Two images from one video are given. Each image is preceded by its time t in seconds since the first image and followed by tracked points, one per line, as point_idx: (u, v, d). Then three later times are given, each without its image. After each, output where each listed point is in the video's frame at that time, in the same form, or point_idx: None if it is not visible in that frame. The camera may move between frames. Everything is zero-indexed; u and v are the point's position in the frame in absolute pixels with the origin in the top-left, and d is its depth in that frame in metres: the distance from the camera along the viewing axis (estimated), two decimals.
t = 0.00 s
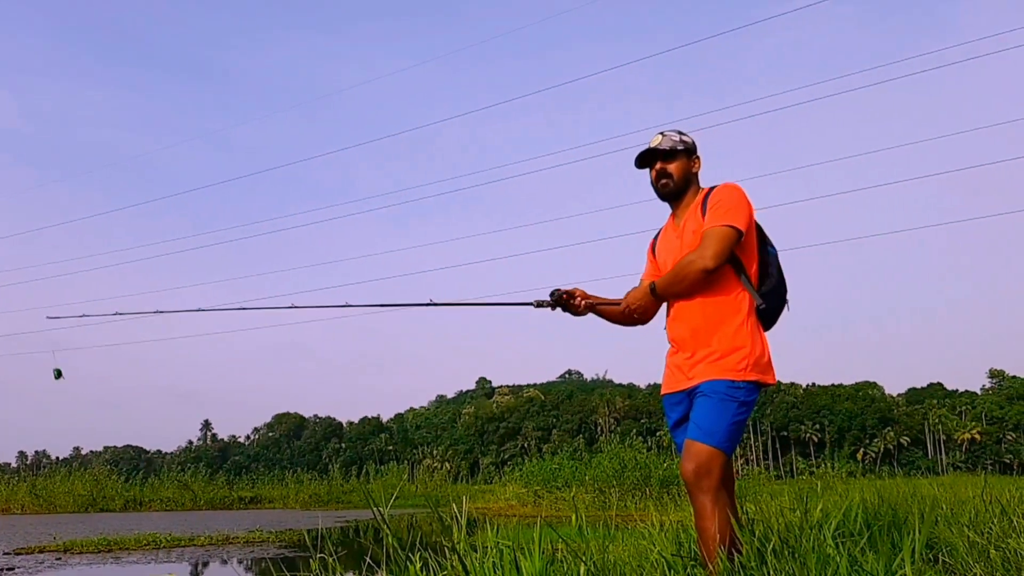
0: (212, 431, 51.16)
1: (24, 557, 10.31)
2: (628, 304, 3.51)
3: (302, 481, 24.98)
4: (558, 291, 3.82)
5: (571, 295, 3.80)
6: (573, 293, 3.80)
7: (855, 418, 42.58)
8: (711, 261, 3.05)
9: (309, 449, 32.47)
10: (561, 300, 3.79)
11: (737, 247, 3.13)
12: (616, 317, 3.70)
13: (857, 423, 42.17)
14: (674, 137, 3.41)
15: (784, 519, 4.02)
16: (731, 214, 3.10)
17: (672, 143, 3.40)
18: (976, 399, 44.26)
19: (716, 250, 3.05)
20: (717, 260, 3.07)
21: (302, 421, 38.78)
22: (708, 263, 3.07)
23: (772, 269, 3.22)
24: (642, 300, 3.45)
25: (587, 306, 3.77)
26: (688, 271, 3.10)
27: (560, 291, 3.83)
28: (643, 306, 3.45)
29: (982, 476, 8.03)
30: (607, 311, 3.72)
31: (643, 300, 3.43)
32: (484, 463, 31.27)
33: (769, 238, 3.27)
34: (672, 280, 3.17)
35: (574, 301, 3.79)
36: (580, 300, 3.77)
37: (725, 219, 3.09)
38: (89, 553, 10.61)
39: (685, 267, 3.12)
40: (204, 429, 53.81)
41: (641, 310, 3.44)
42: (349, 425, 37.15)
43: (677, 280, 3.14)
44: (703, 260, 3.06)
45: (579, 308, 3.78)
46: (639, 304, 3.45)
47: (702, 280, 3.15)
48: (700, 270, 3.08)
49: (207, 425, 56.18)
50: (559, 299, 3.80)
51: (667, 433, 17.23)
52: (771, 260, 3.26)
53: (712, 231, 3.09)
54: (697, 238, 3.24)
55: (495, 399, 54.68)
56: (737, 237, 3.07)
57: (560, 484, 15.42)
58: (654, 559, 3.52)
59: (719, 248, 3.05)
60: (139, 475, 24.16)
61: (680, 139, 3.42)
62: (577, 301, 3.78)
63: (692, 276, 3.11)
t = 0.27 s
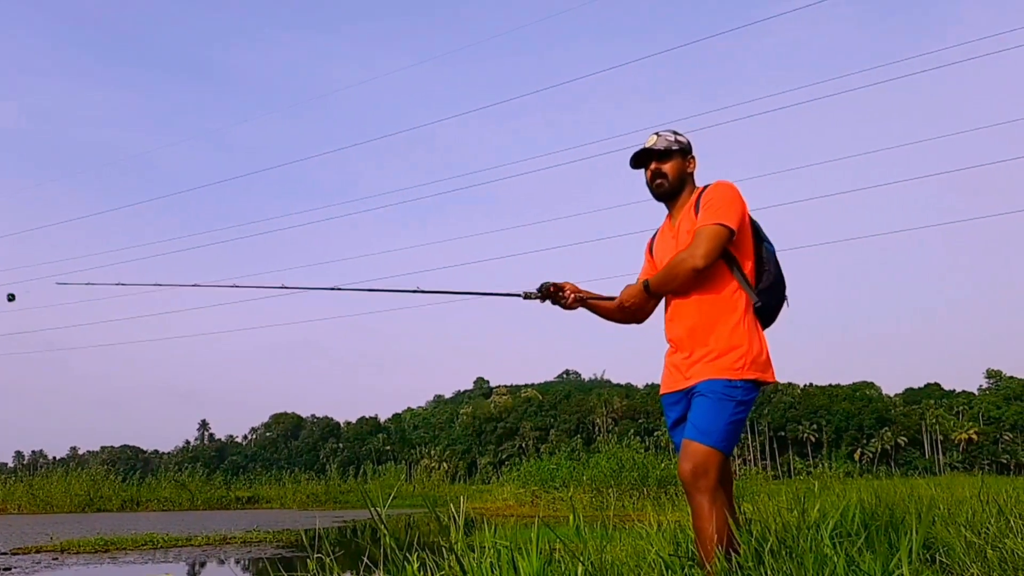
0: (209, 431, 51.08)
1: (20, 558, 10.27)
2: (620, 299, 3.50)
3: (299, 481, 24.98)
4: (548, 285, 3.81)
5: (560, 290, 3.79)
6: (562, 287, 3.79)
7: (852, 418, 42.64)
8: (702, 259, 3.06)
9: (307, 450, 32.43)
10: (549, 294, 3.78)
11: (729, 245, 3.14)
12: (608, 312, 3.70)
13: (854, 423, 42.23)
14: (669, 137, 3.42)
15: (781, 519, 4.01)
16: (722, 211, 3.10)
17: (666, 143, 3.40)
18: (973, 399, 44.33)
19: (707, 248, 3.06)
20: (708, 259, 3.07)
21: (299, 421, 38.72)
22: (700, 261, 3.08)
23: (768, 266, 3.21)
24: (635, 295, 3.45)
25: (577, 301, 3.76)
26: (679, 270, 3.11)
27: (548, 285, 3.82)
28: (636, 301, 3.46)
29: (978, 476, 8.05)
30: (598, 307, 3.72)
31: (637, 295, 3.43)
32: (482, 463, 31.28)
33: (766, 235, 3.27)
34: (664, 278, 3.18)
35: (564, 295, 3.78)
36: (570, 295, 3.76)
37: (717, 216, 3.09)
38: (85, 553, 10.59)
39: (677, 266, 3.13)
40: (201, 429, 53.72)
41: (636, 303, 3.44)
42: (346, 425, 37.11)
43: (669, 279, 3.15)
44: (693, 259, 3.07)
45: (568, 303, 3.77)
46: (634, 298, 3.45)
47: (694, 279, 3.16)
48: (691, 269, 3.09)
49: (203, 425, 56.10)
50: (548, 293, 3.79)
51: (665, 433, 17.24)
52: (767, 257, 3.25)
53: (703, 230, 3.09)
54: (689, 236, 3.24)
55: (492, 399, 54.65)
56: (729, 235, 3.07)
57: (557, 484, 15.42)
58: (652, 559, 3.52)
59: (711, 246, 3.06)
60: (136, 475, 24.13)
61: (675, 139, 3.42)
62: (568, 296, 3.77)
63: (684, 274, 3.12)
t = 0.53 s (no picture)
0: (208, 430, 51.03)
1: (19, 555, 10.28)
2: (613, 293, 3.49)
3: (298, 479, 25.00)
4: (539, 277, 3.79)
5: (552, 282, 3.77)
6: (553, 279, 3.78)
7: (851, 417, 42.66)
8: (694, 257, 3.06)
9: (306, 448, 32.43)
10: (543, 288, 3.77)
11: (724, 242, 3.14)
12: (600, 306, 3.69)
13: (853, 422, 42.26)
14: (665, 136, 3.41)
15: (780, 517, 4.02)
16: (716, 209, 3.10)
17: (662, 141, 3.40)
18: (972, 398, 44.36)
19: (700, 246, 3.06)
20: (700, 257, 3.07)
21: (298, 420, 38.72)
22: (693, 260, 3.08)
23: (766, 263, 3.21)
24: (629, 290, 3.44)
25: (570, 295, 3.75)
26: (672, 268, 3.11)
27: (539, 276, 3.80)
28: (629, 298, 3.45)
29: (976, 475, 8.06)
30: (591, 300, 3.70)
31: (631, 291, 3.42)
32: (480, 462, 31.30)
33: (763, 231, 3.27)
34: (657, 276, 3.18)
35: (555, 288, 3.77)
36: (564, 290, 3.75)
37: (710, 214, 3.09)
38: (84, 551, 10.59)
39: (670, 263, 3.13)
40: (200, 427, 53.74)
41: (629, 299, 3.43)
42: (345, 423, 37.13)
43: (663, 277, 3.15)
44: (686, 256, 3.07)
45: (559, 296, 3.76)
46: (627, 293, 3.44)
47: (688, 277, 3.16)
48: (684, 267, 3.09)
49: (202, 423, 56.15)
50: (538, 284, 3.78)
51: (664, 431, 17.25)
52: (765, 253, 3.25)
53: (696, 227, 3.09)
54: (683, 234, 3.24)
55: (491, 397, 54.68)
56: (722, 232, 3.07)
57: (556, 482, 15.44)
58: (650, 558, 3.52)
59: (703, 244, 3.06)
60: (135, 474, 24.14)
61: (671, 137, 3.42)
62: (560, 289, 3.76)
63: (677, 272, 3.11)
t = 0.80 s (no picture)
0: (207, 428, 50.98)
1: (17, 554, 10.25)
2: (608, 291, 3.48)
3: (297, 478, 24.98)
4: (536, 271, 3.79)
5: (548, 277, 3.77)
6: (550, 274, 3.77)
7: (850, 416, 42.71)
8: (686, 254, 3.06)
9: (304, 447, 32.41)
10: (538, 283, 3.76)
11: (718, 240, 3.14)
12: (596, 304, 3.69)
13: (852, 421, 42.34)
14: (661, 134, 3.41)
15: (779, 516, 4.04)
16: (709, 206, 3.09)
17: (657, 140, 3.39)
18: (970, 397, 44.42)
19: (693, 244, 3.06)
20: (692, 255, 3.07)
21: (297, 418, 38.69)
22: (685, 258, 3.08)
23: (764, 261, 3.20)
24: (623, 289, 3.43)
25: (566, 290, 3.75)
26: (665, 267, 3.12)
27: (536, 270, 3.79)
28: (621, 296, 3.45)
29: (975, 475, 8.07)
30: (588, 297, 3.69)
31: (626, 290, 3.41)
32: (479, 461, 31.28)
33: (761, 228, 3.27)
34: (650, 274, 3.18)
35: (551, 283, 3.76)
36: (560, 286, 3.74)
37: (702, 211, 3.09)
38: (82, 550, 10.56)
39: (662, 261, 3.13)
40: (199, 426, 53.70)
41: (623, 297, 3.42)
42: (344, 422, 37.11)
43: (656, 275, 3.15)
44: (678, 255, 3.07)
45: (555, 291, 3.75)
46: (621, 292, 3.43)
47: (682, 275, 3.16)
48: (677, 264, 3.09)
49: (202, 421, 56.15)
50: (535, 279, 3.77)
51: (663, 431, 17.25)
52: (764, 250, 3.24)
53: (688, 226, 3.10)
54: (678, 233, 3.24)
55: (490, 396, 54.68)
56: (716, 229, 3.07)
57: (555, 481, 15.43)
58: (648, 557, 3.53)
59: (696, 243, 3.06)
60: (133, 472, 24.10)
61: (667, 136, 3.41)
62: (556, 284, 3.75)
63: (669, 268, 3.11)
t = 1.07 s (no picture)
0: (205, 429, 50.94)
1: (15, 554, 10.24)
2: (602, 290, 3.47)
3: (295, 478, 24.96)
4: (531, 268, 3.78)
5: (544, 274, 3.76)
6: (546, 271, 3.76)
7: (848, 416, 42.72)
8: (678, 253, 3.07)
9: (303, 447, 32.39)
10: (535, 280, 3.75)
11: (711, 238, 3.14)
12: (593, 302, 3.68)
13: (850, 421, 42.38)
14: (656, 134, 3.40)
15: (777, 516, 4.04)
16: (701, 205, 3.09)
17: (652, 140, 3.39)
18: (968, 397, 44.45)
19: (684, 243, 3.06)
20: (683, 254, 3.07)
21: (295, 418, 38.67)
22: (677, 256, 3.08)
23: (761, 258, 3.19)
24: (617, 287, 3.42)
25: (562, 288, 3.74)
26: (657, 265, 3.12)
27: (532, 267, 3.78)
28: (614, 295, 3.45)
29: (974, 475, 8.08)
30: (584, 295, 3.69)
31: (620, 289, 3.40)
32: (477, 461, 31.25)
33: (758, 226, 3.26)
34: (642, 273, 3.18)
35: (547, 280, 3.75)
36: (556, 283, 3.74)
37: (694, 210, 3.09)
38: (80, 550, 10.55)
39: (654, 260, 3.14)
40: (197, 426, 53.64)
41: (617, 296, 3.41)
42: (342, 422, 37.10)
43: (647, 274, 3.15)
44: (669, 254, 3.07)
45: (551, 288, 3.75)
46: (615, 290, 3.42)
47: (675, 273, 3.16)
48: (667, 263, 3.08)
49: (200, 421, 56.17)
50: (531, 276, 3.77)
51: (661, 431, 17.26)
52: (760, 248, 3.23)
53: (681, 225, 3.09)
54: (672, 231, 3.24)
55: (489, 396, 54.66)
56: (709, 226, 3.07)
57: (553, 481, 15.43)
58: (647, 556, 3.53)
59: (688, 241, 3.06)
60: (132, 472, 24.08)
61: (662, 135, 3.41)
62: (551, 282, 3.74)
63: (660, 266, 3.11)
